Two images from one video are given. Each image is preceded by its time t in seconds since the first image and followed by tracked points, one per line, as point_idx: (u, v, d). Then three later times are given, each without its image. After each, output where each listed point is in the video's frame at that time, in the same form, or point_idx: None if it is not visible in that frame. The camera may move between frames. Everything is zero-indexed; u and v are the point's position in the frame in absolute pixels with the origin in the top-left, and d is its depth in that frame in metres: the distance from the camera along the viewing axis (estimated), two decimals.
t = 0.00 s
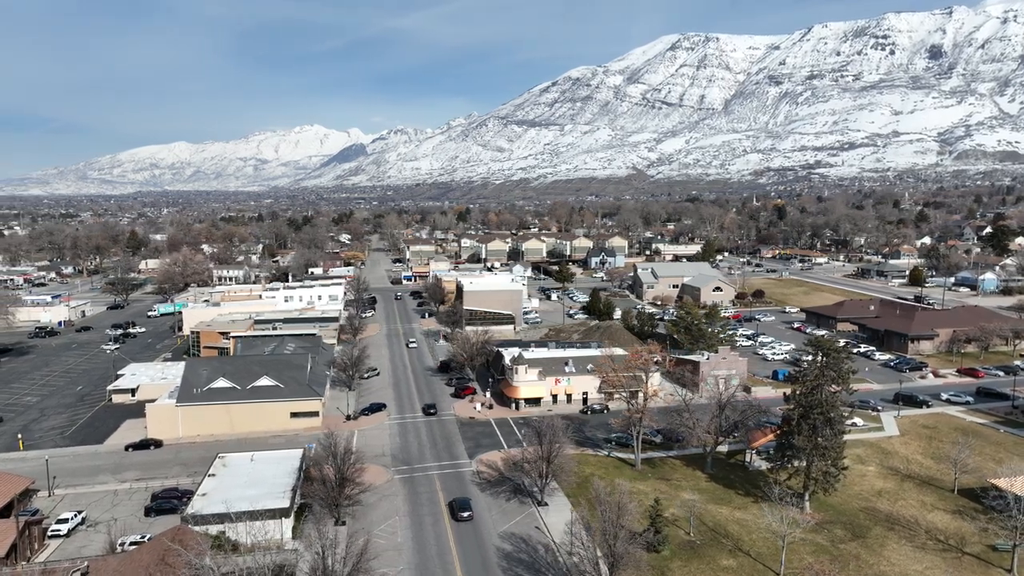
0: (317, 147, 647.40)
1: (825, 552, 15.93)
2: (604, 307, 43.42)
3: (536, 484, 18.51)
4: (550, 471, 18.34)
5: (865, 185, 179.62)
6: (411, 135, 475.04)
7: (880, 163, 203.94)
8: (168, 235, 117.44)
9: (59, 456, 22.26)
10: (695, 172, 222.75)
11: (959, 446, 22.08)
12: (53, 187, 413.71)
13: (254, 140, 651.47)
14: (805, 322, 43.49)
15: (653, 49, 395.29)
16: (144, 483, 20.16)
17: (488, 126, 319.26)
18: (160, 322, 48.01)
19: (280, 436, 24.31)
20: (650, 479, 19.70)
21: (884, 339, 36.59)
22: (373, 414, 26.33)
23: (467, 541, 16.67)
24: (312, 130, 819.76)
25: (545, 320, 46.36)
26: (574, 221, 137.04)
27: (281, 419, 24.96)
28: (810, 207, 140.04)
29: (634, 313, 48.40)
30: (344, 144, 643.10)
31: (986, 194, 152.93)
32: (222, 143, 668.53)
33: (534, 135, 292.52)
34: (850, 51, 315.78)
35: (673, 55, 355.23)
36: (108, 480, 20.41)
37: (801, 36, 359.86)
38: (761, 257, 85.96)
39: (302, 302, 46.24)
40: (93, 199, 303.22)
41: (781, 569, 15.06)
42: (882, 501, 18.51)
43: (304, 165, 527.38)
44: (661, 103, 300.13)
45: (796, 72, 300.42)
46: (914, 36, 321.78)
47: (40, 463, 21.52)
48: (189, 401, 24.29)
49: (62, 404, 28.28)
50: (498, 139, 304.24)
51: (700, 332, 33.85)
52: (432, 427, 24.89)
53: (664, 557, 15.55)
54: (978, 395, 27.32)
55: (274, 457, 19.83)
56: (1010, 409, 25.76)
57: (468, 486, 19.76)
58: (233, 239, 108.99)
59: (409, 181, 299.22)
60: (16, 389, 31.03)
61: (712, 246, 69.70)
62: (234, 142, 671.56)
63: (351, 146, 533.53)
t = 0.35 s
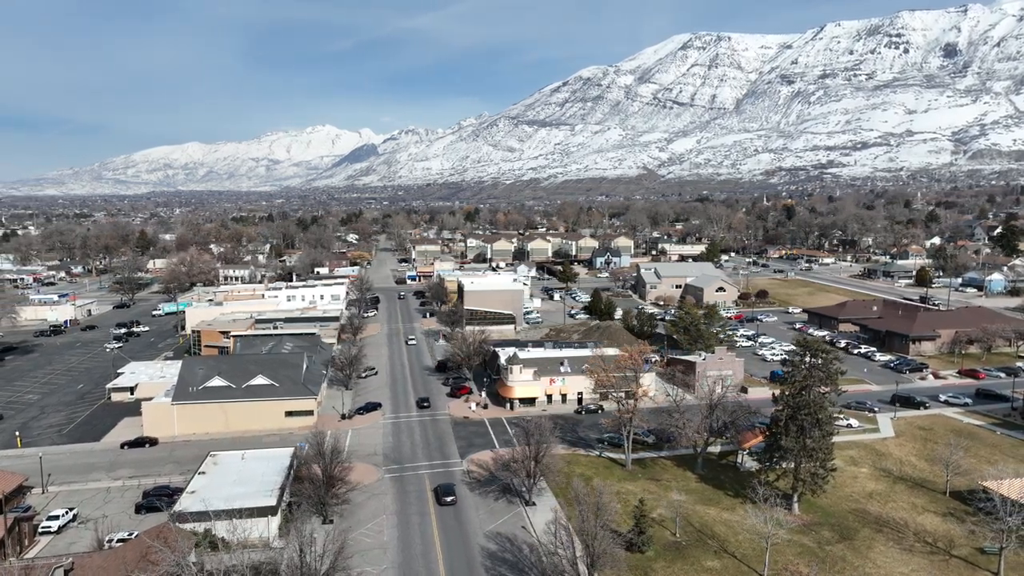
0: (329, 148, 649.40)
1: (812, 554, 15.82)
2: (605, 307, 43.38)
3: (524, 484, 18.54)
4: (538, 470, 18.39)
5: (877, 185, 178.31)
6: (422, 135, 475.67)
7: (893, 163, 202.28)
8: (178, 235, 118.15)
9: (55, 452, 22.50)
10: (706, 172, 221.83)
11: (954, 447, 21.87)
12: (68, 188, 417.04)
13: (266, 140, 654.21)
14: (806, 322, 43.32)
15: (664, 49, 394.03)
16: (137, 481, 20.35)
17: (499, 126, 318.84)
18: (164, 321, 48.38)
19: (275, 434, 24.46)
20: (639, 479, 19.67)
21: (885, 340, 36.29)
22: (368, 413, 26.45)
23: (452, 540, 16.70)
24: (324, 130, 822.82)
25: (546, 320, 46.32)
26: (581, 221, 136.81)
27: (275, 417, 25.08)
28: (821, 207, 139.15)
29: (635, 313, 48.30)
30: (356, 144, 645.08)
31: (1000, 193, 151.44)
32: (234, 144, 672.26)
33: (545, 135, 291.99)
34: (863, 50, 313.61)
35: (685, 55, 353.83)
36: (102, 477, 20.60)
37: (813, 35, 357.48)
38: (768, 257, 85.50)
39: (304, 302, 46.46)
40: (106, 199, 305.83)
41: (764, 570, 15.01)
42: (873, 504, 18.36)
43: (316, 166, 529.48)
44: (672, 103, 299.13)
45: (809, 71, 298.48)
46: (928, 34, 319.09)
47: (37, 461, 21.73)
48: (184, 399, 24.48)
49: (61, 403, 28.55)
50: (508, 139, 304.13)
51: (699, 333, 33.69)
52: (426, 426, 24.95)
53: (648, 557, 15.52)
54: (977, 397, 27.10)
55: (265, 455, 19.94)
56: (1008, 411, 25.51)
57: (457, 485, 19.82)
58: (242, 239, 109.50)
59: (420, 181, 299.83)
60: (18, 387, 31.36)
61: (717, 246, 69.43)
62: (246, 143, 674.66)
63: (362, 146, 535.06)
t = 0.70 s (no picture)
0: (341, 148, 651.32)
1: (797, 555, 15.73)
2: (606, 306, 43.32)
3: (511, 483, 18.54)
4: (525, 469, 18.41)
5: (890, 185, 176.94)
6: (433, 135, 476.39)
7: (907, 163, 200.68)
8: (188, 235, 118.91)
9: (52, 450, 22.73)
10: (718, 172, 220.93)
11: (948, 448, 21.70)
12: (84, 188, 420.88)
13: (278, 139, 657.53)
14: (809, 323, 43.08)
15: (676, 48, 392.42)
16: (130, 479, 20.52)
17: (509, 126, 318.93)
18: (168, 320, 48.77)
19: (270, 433, 24.62)
20: (629, 480, 19.65)
21: (886, 340, 36.06)
22: (363, 412, 26.56)
23: (437, 539, 16.73)
24: (335, 130, 825.58)
25: (547, 320, 46.29)
26: (589, 221, 136.60)
27: (270, 416, 25.20)
28: (831, 207, 138.25)
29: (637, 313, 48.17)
30: (367, 145, 646.87)
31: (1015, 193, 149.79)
32: (247, 144, 676.06)
33: (555, 135, 291.49)
34: (877, 49, 311.18)
35: (696, 54, 352.47)
36: (97, 475, 20.79)
37: (826, 34, 355.05)
38: (775, 257, 85.10)
39: (306, 301, 46.65)
40: (120, 199, 308.80)
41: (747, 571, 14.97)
42: (863, 505, 18.24)
43: (327, 166, 531.62)
44: (684, 102, 298.01)
45: (821, 70, 296.52)
46: (943, 33, 316.13)
47: (33, 458, 21.97)
48: (180, 397, 24.67)
49: (62, 401, 28.85)
50: (519, 139, 303.93)
51: (698, 333, 33.61)
52: (419, 426, 25.01)
53: (632, 558, 15.50)
54: (976, 398, 26.88)
55: (256, 455, 20.06)
56: (1006, 412, 25.27)
57: (446, 484, 19.87)
58: (250, 239, 110.05)
59: (431, 181, 300.52)
60: (21, 385, 31.74)
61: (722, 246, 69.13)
62: (258, 143, 678.02)
63: (373, 146, 536.41)
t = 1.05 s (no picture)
0: (352, 148, 653.09)
1: (783, 557, 15.68)
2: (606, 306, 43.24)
3: (499, 483, 18.58)
4: (512, 469, 18.43)
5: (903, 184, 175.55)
6: (444, 135, 476.71)
7: (920, 162, 198.99)
8: (198, 234, 119.59)
9: (48, 448, 22.99)
10: (729, 172, 219.96)
11: (943, 450, 21.51)
12: (99, 188, 424.24)
13: (290, 139, 660.54)
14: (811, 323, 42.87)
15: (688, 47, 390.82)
16: (124, 476, 20.68)
17: (519, 126, 318.93)
18: (172, 320, 49.12)
19: (264, 431, 24.75)
20: (618, 480, 19.63)
21: (887, 341, 35.85)
22: (359, 411, 26.66)
23: (423, 538, 16.78)
24: (347, 130, 827.68)
25: (548, 320, 46.27)
26: (598, 222, 136.30)
27: (265, 415, 25.34)
28: (842, 207, 137.32)
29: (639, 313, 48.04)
30: (379, 144, 648.30)
31: None
32: (259, 145, 679.35)
33: (565, 135, 290.86)
34: (890, 47, 308.78)
35: (707, 53, 350.93)
36: (92, 472, 20.98)
37: (839, 32, 352.20)
38: (782, 257, 84.65)
39: (308, 301, 46.86)
40: (133, 199, 311.23)
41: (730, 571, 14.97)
42: (854, 507, 18.12)
43: (338, 167, 533.41)
44: (695, 102, 296.81)
45: (834, 70, 294.58)
46: (958, 31, 313.06)
47: (30, 455, 22.23)
48: (176, 396, 24.86)
49: (62, 399, 29.13)
50: (530, 139, 303.64)
51: (696, 333, 33.55)
52: (413, 425, 25.07)
53: (616, 558, 15.48)
54: (975, 400, 26.66)
55: (247, 453, 20.18)
56: (1005, 414, 25.05)
57: (436, 483, 19.91)
58: (259, 239, 110.51)
59: (441, 181, 301.06)
60: (23, 383, 32.08)
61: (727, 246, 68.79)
62: (270, 143, 681.06)
63: (383, 147, 537.26)
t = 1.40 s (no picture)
0: (364, 149, 655.21)
1: (768, 559, 15.59)
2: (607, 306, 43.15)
3: (487, 483, 18.60)
4: (500, 469, 18.43)
5: (916, 185, 174.25)
6: (455, 135, 477.05)
7: (934, 162, 197.37)
8: (208, 234, 120.36)
9: (45, 445, 23.26)
10: (739, 172, 218.94)
11: (937, 453, 21.30)
12: (114, 188, 427.89)
13: (301, 139, 663.35)
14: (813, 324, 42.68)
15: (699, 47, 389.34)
16: (117, 474, 20.87)
17: (529, 126, 318.93)
18: (176, 319, 49.41)
19: (259, 430, 24.87)
20: (607, 480, 19.59)
21: (888, 341, 35.64)
22: (354, 410, 26.77)
23: (408, 537, 16.83)
24: (358, 130, 830.02)
25: (549, 320, 46.25)
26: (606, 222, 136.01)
27: (260, 413, 25.47)
28: (853, 207, 136.42)
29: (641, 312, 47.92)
30: (390, 145, 650.03)
31: None
32: (271, 146, 682.83)
33: (576, 135, 290.37)
34: (904, 46, 306.32)
35: (719, 53, 349.32)
36: (86, 469, 21.19)
37: (853, 31, 349.50)
38: (789, 258, 84.15)
39: (310, 300, 47.04)
40: (147, 199, 313.94)
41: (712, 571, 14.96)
42: (843, 509, 18.00)
43: (349, 167, 535.20)
44: (706, 102, 295.62)
45: (847, 69, 292.54)
46: (973, 29, 309.99)
47: (26, 453, 22.49)
48: (173, 395, 25.06)
49: (63, 397, 29.44)
50: (540, 139, 303.39)
51: (694, 332, 33.47)
52: (407, 424, 25.16)
53: (599, 558, 15.46)
54: (972, 401, 26.43)
55: (238, 451, 20.30)
56: (1002, 415, 24.83)
57: (425, 483, 19.92)
58: (267, 239, 110.99)
59: (452, 182, 301.57)
60: (25, 381, 32.48)
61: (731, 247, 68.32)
62: (282, 144, 684.30)
63: (394, 147, 538.69)
